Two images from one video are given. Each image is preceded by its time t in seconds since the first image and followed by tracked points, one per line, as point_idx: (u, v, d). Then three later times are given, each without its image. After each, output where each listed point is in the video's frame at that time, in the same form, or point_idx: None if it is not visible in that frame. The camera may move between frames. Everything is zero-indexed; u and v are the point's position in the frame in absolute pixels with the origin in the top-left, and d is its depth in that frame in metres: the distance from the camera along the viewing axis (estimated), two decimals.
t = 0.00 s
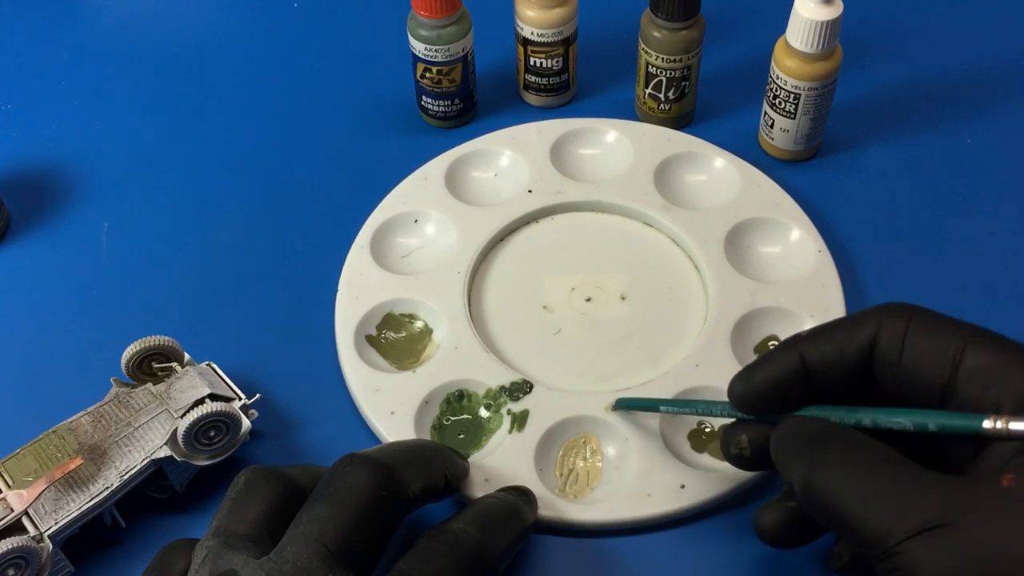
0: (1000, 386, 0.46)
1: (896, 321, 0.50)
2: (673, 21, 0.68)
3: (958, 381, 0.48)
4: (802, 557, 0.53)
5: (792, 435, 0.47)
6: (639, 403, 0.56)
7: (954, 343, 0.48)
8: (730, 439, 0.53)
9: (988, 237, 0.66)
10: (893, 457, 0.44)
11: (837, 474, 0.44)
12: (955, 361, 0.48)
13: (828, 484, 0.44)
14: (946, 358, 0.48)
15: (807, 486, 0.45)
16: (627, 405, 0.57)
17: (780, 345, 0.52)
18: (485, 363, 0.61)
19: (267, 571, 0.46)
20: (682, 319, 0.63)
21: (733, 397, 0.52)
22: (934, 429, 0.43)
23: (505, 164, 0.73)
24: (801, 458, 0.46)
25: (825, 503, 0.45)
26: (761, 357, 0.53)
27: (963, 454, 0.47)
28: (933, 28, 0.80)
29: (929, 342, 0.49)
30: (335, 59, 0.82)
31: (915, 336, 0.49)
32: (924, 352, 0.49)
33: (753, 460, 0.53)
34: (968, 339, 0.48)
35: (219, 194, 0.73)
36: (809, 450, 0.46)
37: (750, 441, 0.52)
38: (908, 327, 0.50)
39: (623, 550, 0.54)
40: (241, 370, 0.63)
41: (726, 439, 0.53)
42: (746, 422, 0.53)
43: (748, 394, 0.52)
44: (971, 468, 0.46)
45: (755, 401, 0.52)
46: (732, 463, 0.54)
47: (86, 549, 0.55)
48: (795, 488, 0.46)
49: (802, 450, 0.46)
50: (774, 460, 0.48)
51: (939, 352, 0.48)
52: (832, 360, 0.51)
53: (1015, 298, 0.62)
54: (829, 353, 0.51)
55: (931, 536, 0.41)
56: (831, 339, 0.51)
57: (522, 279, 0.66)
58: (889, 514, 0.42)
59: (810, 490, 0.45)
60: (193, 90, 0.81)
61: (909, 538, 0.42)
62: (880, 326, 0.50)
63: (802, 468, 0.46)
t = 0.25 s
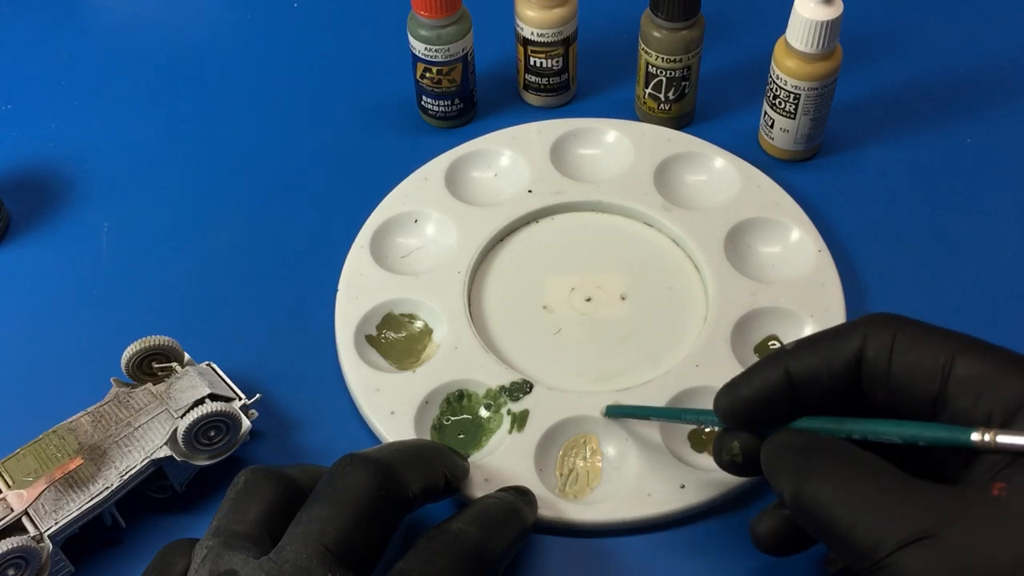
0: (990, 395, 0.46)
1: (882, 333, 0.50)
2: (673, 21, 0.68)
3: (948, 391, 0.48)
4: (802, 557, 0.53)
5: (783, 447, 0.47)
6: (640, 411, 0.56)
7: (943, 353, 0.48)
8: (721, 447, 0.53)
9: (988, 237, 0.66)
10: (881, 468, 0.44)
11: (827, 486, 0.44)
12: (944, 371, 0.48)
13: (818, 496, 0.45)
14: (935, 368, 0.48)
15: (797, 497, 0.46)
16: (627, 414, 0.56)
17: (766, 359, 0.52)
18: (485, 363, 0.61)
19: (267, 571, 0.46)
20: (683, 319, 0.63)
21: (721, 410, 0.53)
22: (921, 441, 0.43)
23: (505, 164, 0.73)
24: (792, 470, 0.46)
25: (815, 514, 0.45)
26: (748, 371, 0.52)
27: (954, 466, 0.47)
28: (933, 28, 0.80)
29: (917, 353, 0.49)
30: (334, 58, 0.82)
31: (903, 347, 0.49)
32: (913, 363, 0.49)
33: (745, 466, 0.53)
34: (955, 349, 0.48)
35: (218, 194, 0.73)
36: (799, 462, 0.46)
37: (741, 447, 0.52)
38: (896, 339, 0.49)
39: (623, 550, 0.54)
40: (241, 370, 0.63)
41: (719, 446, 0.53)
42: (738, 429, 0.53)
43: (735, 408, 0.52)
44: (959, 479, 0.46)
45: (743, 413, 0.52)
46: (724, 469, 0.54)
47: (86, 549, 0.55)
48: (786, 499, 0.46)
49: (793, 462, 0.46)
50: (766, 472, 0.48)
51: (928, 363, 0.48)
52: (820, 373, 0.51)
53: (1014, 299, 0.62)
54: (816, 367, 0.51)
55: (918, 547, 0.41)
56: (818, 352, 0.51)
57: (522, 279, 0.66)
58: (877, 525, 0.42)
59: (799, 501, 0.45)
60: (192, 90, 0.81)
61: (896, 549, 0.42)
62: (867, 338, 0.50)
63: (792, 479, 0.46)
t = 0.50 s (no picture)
0: (1006, 388, 0.46)
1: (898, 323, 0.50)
2: (673, 22, 0.68)
3: (964, 382, 0.48)
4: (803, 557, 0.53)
5: (795, 435, 0.47)
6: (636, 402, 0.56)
7: (960, 344, 0.48)
8: (732, 440, 0.53)
9: (988, 237, 0.66)
10: (895, 461, 0.44)
11: (839, 478, 0.44)
12: (961, 362, 0.48)
13: (829, 487, 0.44)
14: (952, 359, 0.48)
15: (808, 488, 0.45)
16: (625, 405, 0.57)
17: (781, 349, 0.52)
18: (485, 363, 0.61)
19: (267, 571, 0.46)
20: (683, 319, 0.63)
21: (734, 401, 0.52)
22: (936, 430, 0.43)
23: (505, 164, 0.73)
24: (803, 460, 0.46)
25: (826, 506, 0.45)
26: (762, 360, 0.52)
27: (971, 458, 0.47)
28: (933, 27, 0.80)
29: (934, 344, 0.49)
30: (335, 58, 0.82)
31: (919, 338, 0.49)
32: (929, 353, 0.49)
33: (755, 458, 0.53)
34: (972, 340, 0.48)
35: (218, 194, 0.73)
36: (810, 452, 0.46)
37: (754, 439, 0.52)
38: (912, 328, 0.50)
39: (623, 550, 0.54)
40: (241, 370, 0.63)
41: (729, 438, 0.53)
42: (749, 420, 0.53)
43: (749, 398, 0.52)
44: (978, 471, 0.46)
45: (758, 404, 0.51)
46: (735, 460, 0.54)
47: (86, 549, 0.55)
48: (796, 489, 0.46)
49: (803, 452, 0.46)
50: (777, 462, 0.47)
51: (944, 354, 0.49)
52: (835, 363, 0.51)
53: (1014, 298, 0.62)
54: (832, 356, 0.51)
55: (930, 541, 0.41)
56: (834, 341, 0.51)
57: (522, 279, 0.66)
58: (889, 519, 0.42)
59: (810, 492, 0.45)
60: (192, 90, 0.81)
61: (908, 543, 0.42)
62: (883, 328, 0.50)
63: (803, 469, 0.46)
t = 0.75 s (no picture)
0: (1017, 376, 0.46)
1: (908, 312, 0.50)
2: (673, 22, 0.68)
3: (974, 372, 0.48)
4: (804, 556, 0.53)
5: (804, 425, 0.47)
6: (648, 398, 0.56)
7: (970, 333, 0.48)
8: (741, 431, 0.53)
9: (988, 237, 0.66)
10: (902, 449, 0.44)
11: (845, 467, 0.44)
12: (971, 352, 0.48)
13: (837, 476, 0.44)
14: (962, 349, 0.48)
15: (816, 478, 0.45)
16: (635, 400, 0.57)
17: (791, 339, 0.52)
18: (485, 362, 0.61)
19: (266, 571, 0.46)
20: (683, 319, 0.63)
21: (743, 391, 0.52)
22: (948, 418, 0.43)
23: (505, 164, 0.73)
24: (811, 450, 0.46)
25: (834, 495, 0.45)
26: (772, 351, 0.52)
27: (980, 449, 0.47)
28: (933, 27, 0.80)
29: (944, 333, 0.49)
30: (334, 58, 0.82)
31: (929, 327, 0.49)
32: (939, 343, 0.49)
33: (764, 450, 0.52)
34: (981, 329, 0.48)
35: (219, 194, 0.73)
36: (818, 442, 0.46)
37: (762, 433, 0.52)
38: (921, 319, 0.50)
39: (623, 550, 0.54)
40: (241, 370, 0.63)
41: (739, 429, 0.53)
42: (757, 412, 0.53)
43: (759, 387, 0.51)
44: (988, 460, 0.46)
45: (767, 394, 0.51)
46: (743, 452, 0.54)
47: (86, 549, 0.55)
48: (805, 480, 0.46)
49: (811, 443, 0.46)
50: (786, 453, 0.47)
51: (954, 344, 0.49)
52: (843, 353, 0.51)
53: (1014, 298, 0.62)
54: (842, 345, 0.51)
55: (937, 529, 0.41)
56: (844, 330, 0.51)
57: (522, 279, 0.66)
58: (895, 508, 0.42)
59: (818, 482, 0.45)
60: (192, 90, 0.81)
61: (916, 531, 0.42)
62: (892, 318, 0.50)
63: (811, 459, 0.46)
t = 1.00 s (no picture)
0: (1013, 383, 0.46)
1: (904, 321, 0.50)
2: (673, 22, 0.68)
3: (971, 378, 0.48)
4: (804, 556, 0.53)
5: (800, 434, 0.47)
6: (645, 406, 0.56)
7: (966, 340, 0.48)
8: (739, 439, 0.52)
9: (989, 237, 0.66)
10: (899, 455, 0.44)
11: (842, 473, 0.44)
12: (967, 358, 0.48)
13: (834, 483, 0.45)
14: (958, 355, 0.48)
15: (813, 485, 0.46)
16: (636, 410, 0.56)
17: (787, 346, 0.52)
18: (485, 362, 0.61)
19: (266, 571, 0.46)
20: (682, 319, 0.63)
21: (738, 399, 0.52)
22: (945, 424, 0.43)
23: (505, 164, 0.73)
24: (807, 457, 0.46)
25: (831, 501, 0.45)
26: (769, 358, 0.52)
27: (978, 453, 0.47)
28: (933, 27, 0.80)
29: (940, 340, 0.49)
30: (334, 58, 0.82)
31: (925, 335, 0.49)
32: (934, 350, 0.49)
33: (760, 458, 0.52)
34: (978, 336, 0.48)
35: (219, 194, 0.73)
36: (813, 450, 0.46)
37: (759, 440, 0.52)
38: (918, 325, 0.50)
39: (623, 550, 0.54)
40: (241, 370, 0.63)
41: (735, 438, 0.53)
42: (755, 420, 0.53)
43: (754, 395, 0.52)
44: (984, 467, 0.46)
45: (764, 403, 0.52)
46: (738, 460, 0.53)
47: (86, 549, 0.55)
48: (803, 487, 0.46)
49: (807, 449, 0.46)
50: (783, 461, 0.48)
51: (949, 350, 0.49)
52: (840, 360, 0.51)
53: (1014, 298, 0.62)
54: (839, 353, 0.51)
55: (933, 535, 0.41)
56: (840, 338, 0.51)
57: (522, 278, 0.66)
58: (892, 513, 0.42)
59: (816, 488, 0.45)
60: (192, 91, 0.81)
61: (913, 537, 0.42)
62: (888, 325, 0.50)
63: (807, 466, 0.46)
